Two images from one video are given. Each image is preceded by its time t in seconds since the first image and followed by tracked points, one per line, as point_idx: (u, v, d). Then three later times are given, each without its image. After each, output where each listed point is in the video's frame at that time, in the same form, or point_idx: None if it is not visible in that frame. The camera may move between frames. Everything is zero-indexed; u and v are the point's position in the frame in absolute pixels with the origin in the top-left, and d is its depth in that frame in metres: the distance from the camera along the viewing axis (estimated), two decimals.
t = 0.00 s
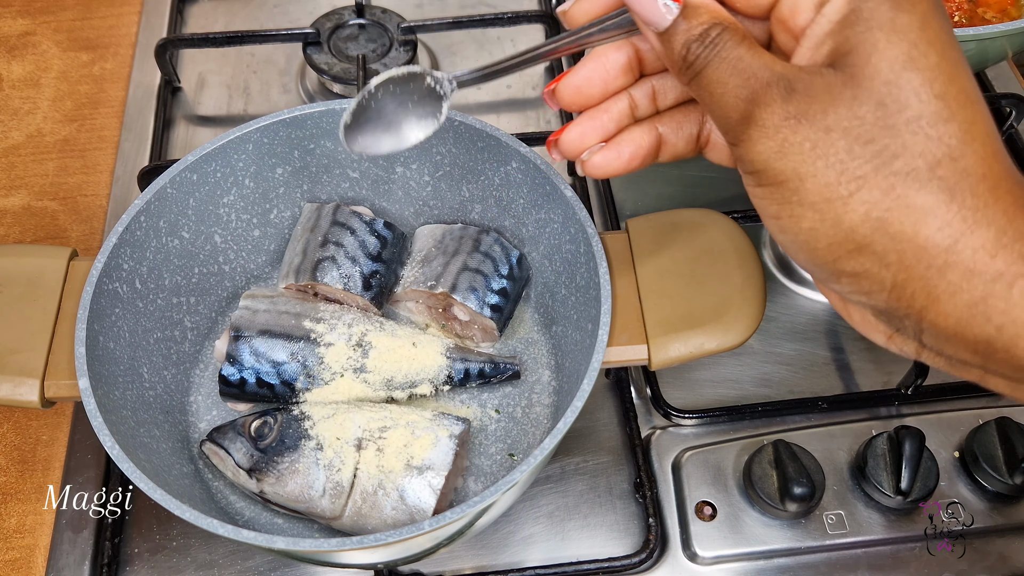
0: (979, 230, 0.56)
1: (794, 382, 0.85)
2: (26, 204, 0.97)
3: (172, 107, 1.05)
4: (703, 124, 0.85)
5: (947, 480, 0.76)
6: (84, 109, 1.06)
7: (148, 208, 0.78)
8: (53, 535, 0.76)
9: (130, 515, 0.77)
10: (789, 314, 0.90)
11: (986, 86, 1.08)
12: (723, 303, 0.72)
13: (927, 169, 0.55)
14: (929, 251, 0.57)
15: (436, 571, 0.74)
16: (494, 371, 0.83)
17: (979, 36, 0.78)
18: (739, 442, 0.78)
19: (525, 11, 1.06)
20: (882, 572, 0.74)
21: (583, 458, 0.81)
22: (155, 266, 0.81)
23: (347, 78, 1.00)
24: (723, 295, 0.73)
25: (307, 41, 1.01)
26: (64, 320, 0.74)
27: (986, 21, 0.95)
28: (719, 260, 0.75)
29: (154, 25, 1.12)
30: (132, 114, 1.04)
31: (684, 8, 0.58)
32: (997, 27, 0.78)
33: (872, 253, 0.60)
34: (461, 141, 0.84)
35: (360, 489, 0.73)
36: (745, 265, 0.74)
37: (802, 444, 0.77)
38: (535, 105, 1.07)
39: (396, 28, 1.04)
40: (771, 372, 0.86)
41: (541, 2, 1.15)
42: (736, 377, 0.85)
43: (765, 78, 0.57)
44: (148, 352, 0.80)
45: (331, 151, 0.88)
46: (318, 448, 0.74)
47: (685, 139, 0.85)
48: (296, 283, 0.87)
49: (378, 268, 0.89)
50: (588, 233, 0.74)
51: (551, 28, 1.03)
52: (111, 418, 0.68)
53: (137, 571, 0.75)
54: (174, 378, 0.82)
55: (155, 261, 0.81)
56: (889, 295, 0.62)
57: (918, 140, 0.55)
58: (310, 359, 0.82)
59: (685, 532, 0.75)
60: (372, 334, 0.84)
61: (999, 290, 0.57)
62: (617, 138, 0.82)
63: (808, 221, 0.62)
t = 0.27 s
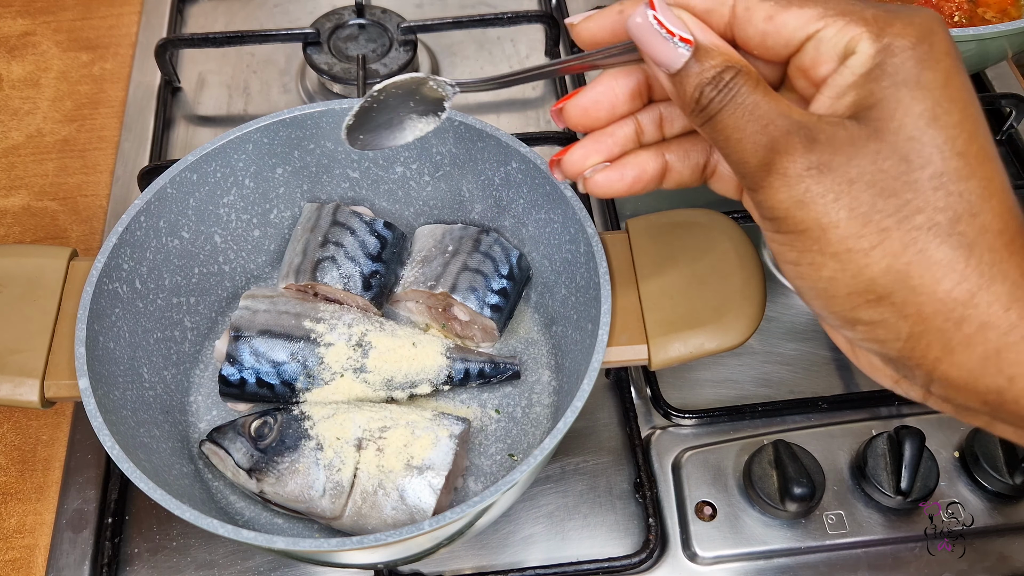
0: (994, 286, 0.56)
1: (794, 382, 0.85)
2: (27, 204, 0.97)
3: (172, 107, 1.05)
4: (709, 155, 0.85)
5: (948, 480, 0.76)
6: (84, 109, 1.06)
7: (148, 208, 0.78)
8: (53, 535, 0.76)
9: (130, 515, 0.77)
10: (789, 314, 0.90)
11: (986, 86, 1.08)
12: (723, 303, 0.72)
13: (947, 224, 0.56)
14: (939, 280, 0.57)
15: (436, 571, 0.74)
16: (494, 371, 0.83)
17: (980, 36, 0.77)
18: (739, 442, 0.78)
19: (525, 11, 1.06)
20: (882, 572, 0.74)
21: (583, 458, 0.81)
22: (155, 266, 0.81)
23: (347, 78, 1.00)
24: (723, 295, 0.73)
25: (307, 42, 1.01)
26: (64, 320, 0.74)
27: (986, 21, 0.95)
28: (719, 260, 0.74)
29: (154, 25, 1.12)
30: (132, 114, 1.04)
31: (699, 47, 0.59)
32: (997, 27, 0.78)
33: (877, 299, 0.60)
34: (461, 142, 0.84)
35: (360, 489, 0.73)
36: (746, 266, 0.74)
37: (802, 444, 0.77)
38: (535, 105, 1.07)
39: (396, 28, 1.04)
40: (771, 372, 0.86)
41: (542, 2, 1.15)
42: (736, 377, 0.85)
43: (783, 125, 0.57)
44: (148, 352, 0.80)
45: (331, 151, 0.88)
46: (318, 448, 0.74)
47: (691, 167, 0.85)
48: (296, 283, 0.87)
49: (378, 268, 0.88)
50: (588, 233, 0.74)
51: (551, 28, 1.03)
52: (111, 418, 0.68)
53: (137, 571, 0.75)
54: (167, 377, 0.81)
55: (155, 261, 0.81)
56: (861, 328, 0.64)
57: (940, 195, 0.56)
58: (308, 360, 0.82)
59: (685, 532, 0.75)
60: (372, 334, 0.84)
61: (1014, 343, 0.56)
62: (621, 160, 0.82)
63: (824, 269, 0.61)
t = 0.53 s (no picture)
0: None
1: (794, 382, 0.85)
2: (27, 204, 0.97)
3: (172, 107, 1.06)
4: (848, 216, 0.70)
5: (947, 480, 0.76)
6: (84, 109, 1.06)
7: (149, 208, 0.78)
8: (53, 536, 0.76)
9: (130, 515, 0.77)
10: (789, 314, 0.90)
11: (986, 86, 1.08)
12: (723, 303, 0.72)
13: None
14: None
15: (436, 571, 0.74)
16: (494, 371, 0.83)
17: (980, 36, 0.77)
18: (739, 442, 0.78)
19: (525, 10, 1.06)
20: (882, 572, 0.74)
21: (583, 458, 0.81)
22: (155, 266, 0.81)
23: (347, 78, 1.00)
24: (724, 295, 0.73)
25: (307, 42, 1.01)
26: (64, 320, 0.74)
27: (986, 21, 0.95)
28: (719, 260, 0.75)
29: (154, 26, 1.12)
30: (132, 114, 1.04)
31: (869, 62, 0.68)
32: (997, 27, 0.78)
33: None
34: (460, 142, 0.84)
35: (360, 488, 0.73)
36: (746, 266, 0.74)
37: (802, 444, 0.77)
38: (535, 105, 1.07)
39: (396, 28, 1.04)
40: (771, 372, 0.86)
41: (541, 2, 1.15)
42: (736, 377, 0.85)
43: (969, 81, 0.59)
44: (148, 352, 0.80)
45: (331, 151, 0.88)
46: (318, 448, 0.74)
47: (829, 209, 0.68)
48: (296, 283, 0.87)
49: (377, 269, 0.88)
50: (589, 232, 0.74)
51: (551, 28, 1.03)
52: (112, 418, 0.68)
53: (137, 571, 0.75)
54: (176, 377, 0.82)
55: (155, 261, 0.81)
56: (992, 337, 0.61)
57: None
58: (308, 360, 0.82)
59: (685, 532, 0.75)
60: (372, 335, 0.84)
61: None
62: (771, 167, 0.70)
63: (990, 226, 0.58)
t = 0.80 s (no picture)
0: None
1: (794, 382, 0.85)
2: (27, 204, 0.97)
3: (172, 107, 1.06)
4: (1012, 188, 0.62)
5: (948, 480, 0.75)
6: (84, 109, 1.06)
7: (149, 208, 0.78)
8: (53, 536, 0.76)
9: (130, 515, 0.77)
10: (789, 314, 0.90)
11: (986, 86, 1.08)
12: (723, 303, 0.72)
13: None
14: None
15: (436, 571, 0.74)
16: (494, 371, 0.83)
17: (980, 36, 0.77)
18: (739, 442, 0.78)
19: (525, 10, 1.06)
20: (882, 572, 0.74)
21: (583, 458, 0.81)
22: (155, 266, 0.81)
23: (348, 78, 1.00)
24: (724, 295, 0.73)
25: (307, 42, 1.01)
26: (64, 320, 0.74)
27: (986, 21, 0.95)
28: (720, 260, 0.75)
29: (154, 25, 1.12)
30: (132, 114, 1.04)
31: None
32: (997, 27, 0.78)
33: None
34: (460, 142, 0.84)
35: (360, 488, 0.73)
36: (746, 265, 0.74)
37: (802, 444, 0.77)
38: (535, 105, 1.07)
39: (396, 28, 1.04)
40: (771, 373, 0.86)
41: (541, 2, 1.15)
42: (736, 377, 0.85)
43: None
44: (148, 352, 0.80)
45: (331, 151, 0.88)
46: (318, 447, 0.74)
47: None
48: (296, 283, 0.87)
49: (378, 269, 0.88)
50: (589, 233, 0.74)
51: (551, 28, 1.03)
52: (111, 418, 0.68)
53: (137, 572, 0.75)
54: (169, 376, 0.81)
55: (155, 261, 0.81)
56: None
57: None
58: (309, 360, 0.82)
59: (685, 532, 0.75)
60: (372, 335, 0.84)
61: None
62: None
63: None
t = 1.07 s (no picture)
0: None
1: (794, 381, 0.85)
2: (26, 204, 0.97)
3: (172, 107, 1.06)
4: None
5: (948, 479, 0.75)
6: (84, 109, 1.06)
7: (139, 191, 0.78)
8: (53, 536, 0.76)
9: (129, 515, 0.77)
10: (789, 314, 0.90)
11: (986, 86, 1.08)
12: (706, 295, 0.72)
13: None
14: None
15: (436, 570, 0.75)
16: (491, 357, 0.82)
17: (979, 36, 0.77)
18: (739, 442, 0.78)
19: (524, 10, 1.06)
20: (882, 571, 0.73)
21: (582, 457, 0.81)
22: (145, 247, 0.81)
23: (347, 78, 1.00)
24: (707, 288, 0.73)
25: (307, 42, 1.01)
26: (54, 298, 0.74)
27: (986, 21, 0.95)
28: (703, 253, 0.74)
29: (153, 26, 1.12)
30: (131, 113, 1.04)
31: None
32: (997, 26, 0.78)
33: None
34: (451, 131, 0.84)
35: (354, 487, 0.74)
36: (729, 258, 0.74)
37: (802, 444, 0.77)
38: (534, 104, 1.07)
39: (395, 28, 1.04)
40: (771, 372, 0.86)
41: (540, 2, 1.15)
42: (735, 377, 0.85)
43: None
44: (138, 334, 0.79)
45: (323, 138, 0.88)
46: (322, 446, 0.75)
47: None
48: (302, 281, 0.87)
49: (372, 250, 0.89)
50: (574, 221, 0.73)
51: (550, 27, 1.03)
52: (98, 398, 0.68)
53: (136, 572, 0.74)
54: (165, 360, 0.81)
55: (145, 243, 0.81)
56: None
57: None
58: (304, 338, 0.82)
59: (685, 532, 0.75)
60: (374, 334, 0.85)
61: None
62: None
63: None
